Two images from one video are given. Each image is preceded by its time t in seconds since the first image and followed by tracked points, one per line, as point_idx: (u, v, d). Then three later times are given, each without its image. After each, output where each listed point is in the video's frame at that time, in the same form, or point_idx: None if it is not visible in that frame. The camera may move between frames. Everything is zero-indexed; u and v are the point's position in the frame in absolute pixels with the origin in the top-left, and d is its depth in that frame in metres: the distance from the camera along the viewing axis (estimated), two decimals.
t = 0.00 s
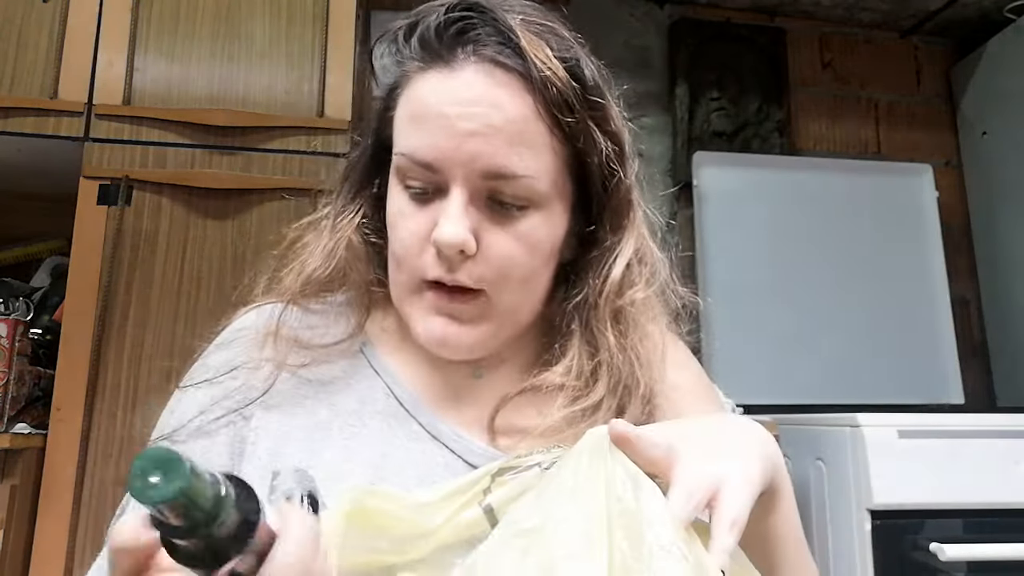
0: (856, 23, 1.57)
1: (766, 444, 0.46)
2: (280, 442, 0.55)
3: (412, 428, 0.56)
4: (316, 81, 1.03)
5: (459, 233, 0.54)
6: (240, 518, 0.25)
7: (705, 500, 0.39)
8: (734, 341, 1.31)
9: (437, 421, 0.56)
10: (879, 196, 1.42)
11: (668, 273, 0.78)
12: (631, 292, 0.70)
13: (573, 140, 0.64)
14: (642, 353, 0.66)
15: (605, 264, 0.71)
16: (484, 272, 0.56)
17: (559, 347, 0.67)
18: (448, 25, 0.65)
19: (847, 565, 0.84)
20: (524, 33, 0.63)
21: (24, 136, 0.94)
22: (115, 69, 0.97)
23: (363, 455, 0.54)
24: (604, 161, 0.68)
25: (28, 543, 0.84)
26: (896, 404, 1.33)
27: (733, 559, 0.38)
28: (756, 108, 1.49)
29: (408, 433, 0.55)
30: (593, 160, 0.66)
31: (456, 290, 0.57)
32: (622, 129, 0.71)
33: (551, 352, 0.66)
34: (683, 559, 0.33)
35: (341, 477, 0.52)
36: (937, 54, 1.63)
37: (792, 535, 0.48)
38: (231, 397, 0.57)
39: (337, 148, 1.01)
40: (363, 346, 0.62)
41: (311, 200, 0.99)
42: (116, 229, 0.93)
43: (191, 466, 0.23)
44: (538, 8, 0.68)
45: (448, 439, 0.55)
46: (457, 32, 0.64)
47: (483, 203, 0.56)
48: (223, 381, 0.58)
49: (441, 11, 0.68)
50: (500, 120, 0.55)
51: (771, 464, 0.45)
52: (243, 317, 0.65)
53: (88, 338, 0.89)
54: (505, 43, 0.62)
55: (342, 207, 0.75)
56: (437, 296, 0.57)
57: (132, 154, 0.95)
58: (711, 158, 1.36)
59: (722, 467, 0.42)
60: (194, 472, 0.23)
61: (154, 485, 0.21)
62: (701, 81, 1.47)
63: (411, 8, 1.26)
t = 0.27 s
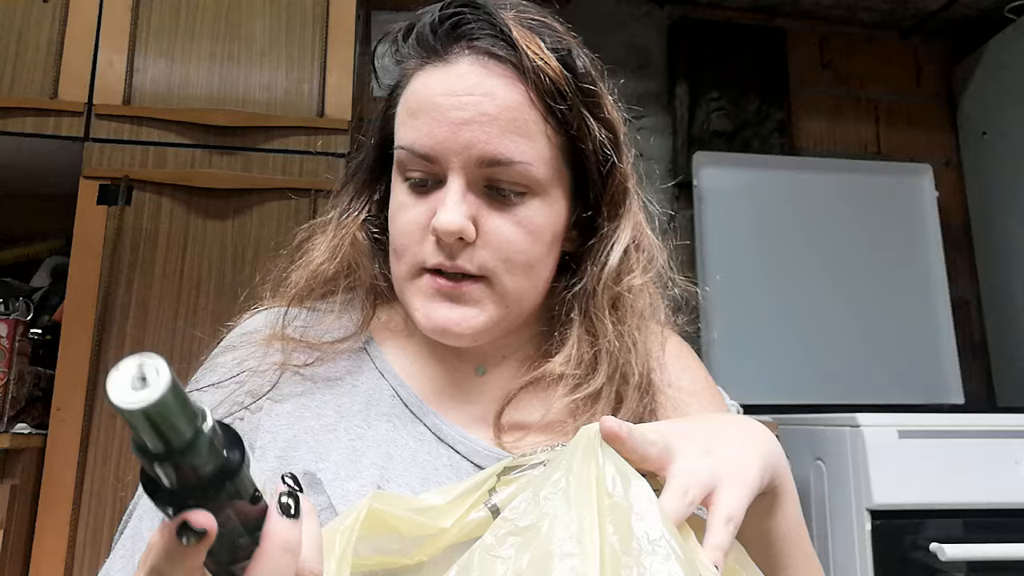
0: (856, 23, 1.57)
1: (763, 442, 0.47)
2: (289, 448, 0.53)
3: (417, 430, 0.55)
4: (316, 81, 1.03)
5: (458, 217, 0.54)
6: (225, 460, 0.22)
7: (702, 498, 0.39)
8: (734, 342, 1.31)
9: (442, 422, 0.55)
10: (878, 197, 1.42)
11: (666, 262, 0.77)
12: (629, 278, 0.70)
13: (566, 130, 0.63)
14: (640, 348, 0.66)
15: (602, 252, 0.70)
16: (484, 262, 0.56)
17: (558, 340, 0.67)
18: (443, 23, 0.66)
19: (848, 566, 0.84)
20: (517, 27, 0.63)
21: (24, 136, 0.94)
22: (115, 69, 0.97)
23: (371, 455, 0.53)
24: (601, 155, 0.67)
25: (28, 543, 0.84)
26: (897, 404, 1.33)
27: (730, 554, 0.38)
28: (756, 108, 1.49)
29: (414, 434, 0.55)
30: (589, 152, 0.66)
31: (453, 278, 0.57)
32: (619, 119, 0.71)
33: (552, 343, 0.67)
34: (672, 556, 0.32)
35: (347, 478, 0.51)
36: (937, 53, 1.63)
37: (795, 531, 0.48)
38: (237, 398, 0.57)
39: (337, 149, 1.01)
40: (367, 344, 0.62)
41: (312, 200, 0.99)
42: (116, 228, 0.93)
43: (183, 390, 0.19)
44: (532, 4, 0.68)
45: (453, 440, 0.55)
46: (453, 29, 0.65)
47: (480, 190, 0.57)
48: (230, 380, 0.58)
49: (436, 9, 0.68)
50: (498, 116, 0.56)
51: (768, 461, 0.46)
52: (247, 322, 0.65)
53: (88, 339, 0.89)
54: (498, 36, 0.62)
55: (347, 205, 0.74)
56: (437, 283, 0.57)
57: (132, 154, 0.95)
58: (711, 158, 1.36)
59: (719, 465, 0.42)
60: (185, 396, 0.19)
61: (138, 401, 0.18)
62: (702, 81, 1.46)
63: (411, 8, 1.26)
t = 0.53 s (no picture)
0: (856, 23, 1.57)
1: (761, 442, 0.47)
2: (287, 450, 0.53)
3: (416, 430, 0.55)
4: (316, 81, 1.03)
5: (452, 214, 0.54)
6: (221, 449, 0.22)
7: (696, 498, 0.40)
8: (734, 342, 1.31)
9: (442, 422, 0.55)
10: (878, 197, 1.42)
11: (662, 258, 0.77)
12: (625, 273, 0.70)
13: (560, 126, 0.63)
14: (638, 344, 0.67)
15: (598, 248, 0.70)
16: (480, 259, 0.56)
17: (557, 339, 0.67)
18: (437, 22, 0.66)
19: (848, 566, 0.84)
20: (512, 25, 0.63)
21: (25, 136, 0.94)
22: (115, 69, 0.97)
23: (369, 457, 0.53)
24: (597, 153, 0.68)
25: (28, 543, 0.84)
26: (897, 404, 1.33)
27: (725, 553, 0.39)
28: (756, 108, 1.49)
29: (412, 435, 0.55)
30: (582, 149, 0.66)
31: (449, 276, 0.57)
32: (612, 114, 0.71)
33: (549, 340, 0.67)
34: (662, 554, 0.32)
35: (346, 479, 0.51)
36: (937, 53, 1.63)
37: (796, 531, 0.48)
38: (234, 399, 0.56)
39: (337, 148, 1.01)
40: (365, 344, 0.62)
41: (312, 200, 0.99)
42: (117, 228, 0.93)
43: (187, 375, 0.19)
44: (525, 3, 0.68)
45: (452, 440, 0.55)
46: (447, 28, 0.65)
47: (475, 187, 0.57)
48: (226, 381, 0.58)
49: (429, 8, 0.68)
50: (496, 115, 0.56)
51: (766, 462, 0.46)
52: (244, 325, 0.65)
53: (88, 339, 0.89)
54: (491, 34, 0.62)
55: (345, 205, 0.74)
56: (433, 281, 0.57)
57: (132, 154, 0.95)
58: (711, 158, 1.36)
59: (715, 465, 0.42)
60: (188, 381, 0.19)
61: (141, 380, 0.18)
62: (702, 81, 1.46)
63: (411, 8, 1.26)
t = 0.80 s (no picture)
0: (856, 22, 1.57)
1: (760, 442, 0.47)
2: (286, 451, 0.53)
3: (416, 431, 0.55)
4: (316, 81, 1.03)
5: (450, 214, 0.54)
6: (215, 447, 0.22)
7: (697, 498, 0.39)
8: (733, 342, 1.31)
9: (441, 423, 0.55)
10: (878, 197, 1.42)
11: (661, 257, 0.77)
12: (623, 272, 0.70)
13: (558, 125, 0.63)
14: (636, 344, 0.67)
15: (596, 247, 0.70)
16: (478, 259, 0.56)
17: (556, 338, 0.67)
18: (436, 21, 0.66)
19: (848, 566, 0.84)
20: (510, 24, 0.63)
21: (25, 136, 0.94)
22: (114, 69, 0.97)
23: (367, 457, 0.52)
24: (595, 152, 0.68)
25: (28, 543, 0.84)
26: (896, 404, 1.33)
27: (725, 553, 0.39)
28: (756, 108, 1.49)
29: (412, 436, 0.55)
30: (581, 147, 0.66)
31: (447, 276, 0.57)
32: (609, 113, 0.71)
33: (548, 340, 0.67)
34: (663, 557, 0.32)
35: (346, 480, 0.51)
36: (937, 53, 1.63)
37: (797, 532, 0.48)
38: (232, 400, 0.57)
39: (337, 148, 1.01)
40: (363, 344, 0.62)
41: (312, 200, 0.99)
42: (116, 228, 0.93)
43: (181, 374, 0.19)
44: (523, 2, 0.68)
45: (452, 441, 0.55)
46: (445, 27, 0.65)
47: (473, 187, 0.57)
48: (226, 381, 0.58)
49: (427, 8, 0.68)
50: (494, 115, 0.56)
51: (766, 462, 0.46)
52: (243, 325, 0.65)
53: (87, 339, 0.89)
54: (488, 34, 0.63)
55: (343, 205, 0.74)
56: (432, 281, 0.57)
57: (132, 154, 0.95)
58: (710, 158, 1.36)
59: (716, 465, 0.42)
60: (183, 379, 0.19)
61: (134, 378, 0.18)
62: (702, 81, 1.46)
63: (410, 8, 1.26)
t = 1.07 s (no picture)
0: (856, 22, 1.57)
1: (760, 442, 0.47)
2: (287, 452, 0.52)
3: (416, 431, 0.55)
4: (316, 81, 1.03)
5: (451, 215, 0.54)
6: (219, 447, 0.22)
7: (698, 499, 0.39)
8: (733, 342, 1.31)
9: (441, 423, 0.55)
10: (878, 197, 1.42)
11: (660, 256, 0.77)
12: (623, 273, 0.70)
13: (559, 125, 0.63)
14: (636, 344, 0.67)
15: (595, 247, 0.70)
16: (479, 260, 0.56)
17: (556, 338, 0.67)
18: (435, 21, 0.66)
19: (848, 566, 0.84)
20: (510, 25, 0.63)
21: (25, 136, 0.94)
22: (114, 69, 0.97)
23: (367, 458, 0.52)
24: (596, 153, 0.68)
25: (28, 543, 0.84)
26: (896, 404, 1.33)
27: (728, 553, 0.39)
28: (756, 108, 1.49)
29: (412, 436, 0.55)
30: (581, 147, 0.66)
31: (447, 276, 0.57)
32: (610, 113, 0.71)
33: (548, 339, 0.67)
34: (665, 559, 0.32)
35: (346, 480, 0.51)
36: (937, 53, 1.63)
37: (797, 533, 0.48)
38: (233, 400, 0.57)
39: (337, 148, 1.01)
40: (363, 344, 0.62)
41: (312, 200, 0.99)
42: (116, 228, 0.93)
43: (189, 374, 0.19)
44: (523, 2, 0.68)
45: (451, 441, 0.55)
46: (445, 28, 0.65)
47: (473, 187, 0.57)
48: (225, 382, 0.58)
49: (427, 8, 0.68)
50: (495, 115, 0.56)
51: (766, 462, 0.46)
52: (243, 326, 0.65)
53: (87, 339, 0.89)
54: (488, 34, 0.63)
55: (343, 205, 0.74)
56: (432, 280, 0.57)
57: (132, 154, 0.95)
58: (710, 158, 1.35)
59: (716, 466, 0.42)
60: (189, 378, 0.19)
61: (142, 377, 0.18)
62: (702, 81, 1.46)
63: (411, 8, 1.26)
